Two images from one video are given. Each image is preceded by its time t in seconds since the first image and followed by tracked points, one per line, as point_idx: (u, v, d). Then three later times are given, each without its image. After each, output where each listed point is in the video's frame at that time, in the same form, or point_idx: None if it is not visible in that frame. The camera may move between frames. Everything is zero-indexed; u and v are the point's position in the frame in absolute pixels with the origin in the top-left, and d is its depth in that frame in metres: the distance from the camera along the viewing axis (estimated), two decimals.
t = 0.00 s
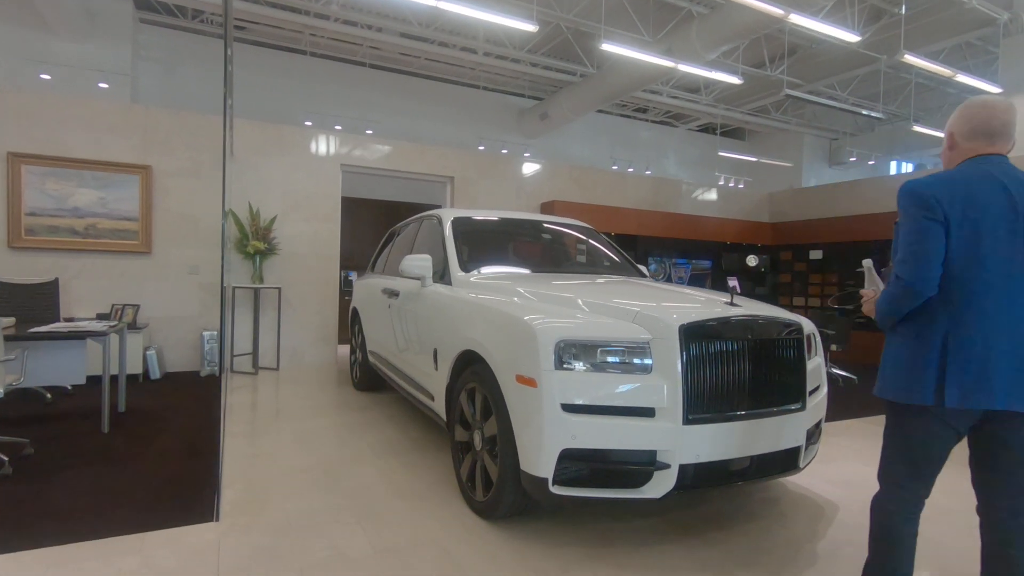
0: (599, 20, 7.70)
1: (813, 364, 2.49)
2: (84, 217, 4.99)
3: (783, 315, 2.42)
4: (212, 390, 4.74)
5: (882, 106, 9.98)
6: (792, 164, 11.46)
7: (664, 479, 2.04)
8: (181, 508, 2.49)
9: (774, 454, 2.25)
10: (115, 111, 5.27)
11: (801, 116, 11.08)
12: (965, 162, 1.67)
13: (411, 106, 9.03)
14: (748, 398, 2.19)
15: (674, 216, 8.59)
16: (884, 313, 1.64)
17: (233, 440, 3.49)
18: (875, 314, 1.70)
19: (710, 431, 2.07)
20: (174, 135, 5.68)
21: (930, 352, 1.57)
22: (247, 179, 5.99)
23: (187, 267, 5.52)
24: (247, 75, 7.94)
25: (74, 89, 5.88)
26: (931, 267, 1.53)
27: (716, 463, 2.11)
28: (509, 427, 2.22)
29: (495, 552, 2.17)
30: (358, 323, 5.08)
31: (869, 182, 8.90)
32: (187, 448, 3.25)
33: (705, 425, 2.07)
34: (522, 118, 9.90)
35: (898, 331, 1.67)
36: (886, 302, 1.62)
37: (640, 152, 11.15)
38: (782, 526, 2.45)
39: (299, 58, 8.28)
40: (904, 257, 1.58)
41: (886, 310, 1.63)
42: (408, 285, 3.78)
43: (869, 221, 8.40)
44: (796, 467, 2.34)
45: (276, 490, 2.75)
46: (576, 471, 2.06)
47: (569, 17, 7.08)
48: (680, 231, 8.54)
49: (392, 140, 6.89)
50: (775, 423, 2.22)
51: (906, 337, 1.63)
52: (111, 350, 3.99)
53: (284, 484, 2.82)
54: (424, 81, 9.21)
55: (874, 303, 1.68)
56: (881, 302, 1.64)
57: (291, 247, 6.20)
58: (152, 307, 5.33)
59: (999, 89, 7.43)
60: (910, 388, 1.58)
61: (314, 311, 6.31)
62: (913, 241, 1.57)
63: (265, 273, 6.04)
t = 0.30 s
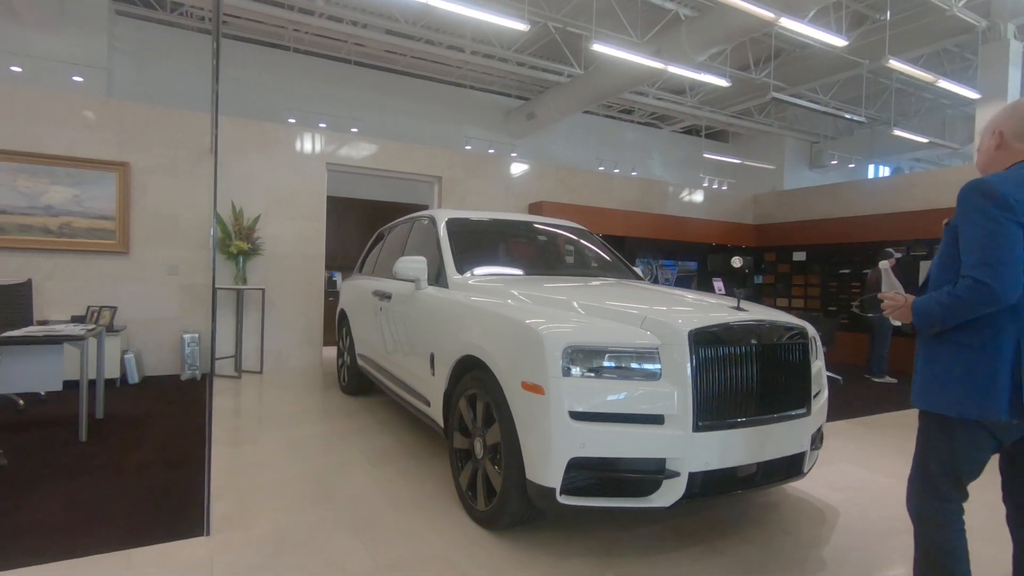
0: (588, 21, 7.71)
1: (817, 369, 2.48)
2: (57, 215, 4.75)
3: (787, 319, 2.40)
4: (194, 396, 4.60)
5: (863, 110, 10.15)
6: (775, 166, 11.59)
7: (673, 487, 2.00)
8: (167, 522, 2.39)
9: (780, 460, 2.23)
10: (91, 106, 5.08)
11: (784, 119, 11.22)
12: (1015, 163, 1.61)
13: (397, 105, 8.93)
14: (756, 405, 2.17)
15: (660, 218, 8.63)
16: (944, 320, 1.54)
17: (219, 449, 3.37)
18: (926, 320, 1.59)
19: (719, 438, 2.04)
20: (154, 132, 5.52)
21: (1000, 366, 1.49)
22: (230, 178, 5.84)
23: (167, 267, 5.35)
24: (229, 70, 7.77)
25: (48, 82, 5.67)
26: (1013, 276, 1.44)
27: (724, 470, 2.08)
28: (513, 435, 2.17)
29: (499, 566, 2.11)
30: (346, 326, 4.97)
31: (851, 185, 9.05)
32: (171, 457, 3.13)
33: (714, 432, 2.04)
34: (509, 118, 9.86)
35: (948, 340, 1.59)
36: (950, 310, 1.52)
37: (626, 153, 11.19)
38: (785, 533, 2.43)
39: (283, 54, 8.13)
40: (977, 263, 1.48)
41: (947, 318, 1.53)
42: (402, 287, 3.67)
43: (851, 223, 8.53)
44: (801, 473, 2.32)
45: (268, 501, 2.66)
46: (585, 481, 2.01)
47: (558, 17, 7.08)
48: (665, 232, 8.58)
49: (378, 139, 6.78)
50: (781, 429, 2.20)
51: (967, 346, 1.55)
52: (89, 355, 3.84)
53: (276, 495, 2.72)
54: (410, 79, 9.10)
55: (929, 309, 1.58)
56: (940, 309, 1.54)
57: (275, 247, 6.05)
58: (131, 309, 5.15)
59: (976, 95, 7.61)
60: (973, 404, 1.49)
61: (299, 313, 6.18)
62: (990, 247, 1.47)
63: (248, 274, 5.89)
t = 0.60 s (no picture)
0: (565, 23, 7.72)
1: (803, 375, 2.50)
2: (11, 214, 4.41)
3: (775, 326, 2.42)
4: (162, 404, 4.41)
5: (829, 117, 10.45)
6: (744, 170, 11.83)
7: (667, 497, 1.99)
8: (140, 542, 2.27)
9: (769, 467, 2.25)
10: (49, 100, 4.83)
11: (753, 124, 11.46)
12: (1022, 175, 1.66)
13: (371, 103, 8.79)
14: (747, 411, 2.18)
15: (635, 220, 8.69)
16: (939, 318, 1.59)
17: (191, 462, 3.23)
18: (919, 317, 1.65)
19: (713, 447, 2.05)
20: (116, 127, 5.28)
21: (999, 373, 1.55)
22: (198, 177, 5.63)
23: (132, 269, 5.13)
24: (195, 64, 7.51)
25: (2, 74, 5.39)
26: (1017, 283, 1.48)
27: (717, 479, 2.08)
28: (506, 446, 2.13)
29: None
30: (322, 330, 4.84)
31: (818, 190, 9.30)
32: (140, 472, 2.98)
33: (709, 441, 2.04)
34: (484, 119, 9.81)
35: (942, 341, 1.65)
36: (946, 310, 1.57)
37: (600, 155, 11.25)
38: (773, 538, 2.46)
39: (253, 49, 7.91)
40: (984, 268, 1.52)
41: (943, 317, 1.58)
42: (383, 292, 3.59)
43: (819, 227, 8.76)
44: (789, 479, 2.35)
45: (248, 516, 2.55)
46: (580, 492, 1.99)
47: (536, 19, 7.08)
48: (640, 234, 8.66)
49: (353, 138, 6.63)
50: (770, 437, 2.22)
51: (968, 354, 1.59)
52: (49, 363, 3.64)
53: (255, 510, 2.62)
54: (383, 78, 8.95)
55: (924, 306, 1.62)
56: (936, 308, 1.59)
57: (246, 248, 5.87)
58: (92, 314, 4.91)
59: (937, 105, 7.91)
60: (963, 404, 1.56)
61: (271, 316, 6.01)
62: (996, 256, 1.51)
63: (218, 276, 5.70)
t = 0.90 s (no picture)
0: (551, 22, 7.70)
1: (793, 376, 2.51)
2: None
3: (765, 326, 2.42)
4: (139, 409, 4.28)
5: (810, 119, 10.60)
6: (726, 171, 11.95)
7: (661, 499, 1.98)
8: (116, 554, 2.17)
9: (761, 468, 2.25)
10: (20, 94, 4.67)
11: (735, 125, 11.57)
12: (1011, 175, 1.68)
13: (354, 101, 8.68)
14: (739, 412, 2.18)
15: (620, 220, 8.71)
16: (940, 330, 1.57)
17: (169, 469, 3.13)
18: (920, 329, 1.62)
19: (705, 449, 2.03)
20: (90, 123, 5.12)
21: (993, 373, 1.55)
22: (177, 175, 5.49)
23: (106, 269, 4.98)
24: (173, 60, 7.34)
25: None
26: (1015, 287, 1.48)
27: (710, 480, 2.07)
28: (497, 449, 2.10)
29: None
30: (305, 331, 4.75)
31: (799, 190, 9.42)
32: (115, 480, 2.88)
33: (702, 443, 2.03)
34: (468, 118, 9.76)
35: (942, 351, 1.64)
36: (947, 320, 1.55)
37: (584, 155, 11.27)
38: (763, 539, 2.46)
39: (233, 45, 7.76)
40: (982, 275, 1.52)
41: (944, 327, 1.57)
42: (369, 293, 3.53)
43: (800, 227, 8.87)
44: (780, 479, 2.35)
45: (230, 525, 2.47)
46: (573, 496, 1.96)
47: (521, 19, 7.06)
48: (625, 233, 8.68)
49: (337, 137, 6.54)
50: (761, 437, 2.22)
51: (963, 355, 1.60)
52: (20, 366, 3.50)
53: (238, 518, 2.55)
54: (367, 75, 8.85)
55: (924, 317, 1.61)
56: (937, 319, 1.57)
57: (227, 248, 5.74)
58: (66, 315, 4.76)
59: (915, 108, 8.06)
60: (966, 413, 1.55)
61: (252, 317, 5.89)
62: (990, 258, 1.52)
63: (197, 276, 5.57)
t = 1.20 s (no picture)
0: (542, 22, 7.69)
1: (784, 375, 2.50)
2: None
3: (756, 325, 2.41)
4: (123, 411, 4.21)
5: (799, 119, 10.66)
6: (716, 172, 12.00)
7: (652, 501, 1.96)
8: (96, 560, 2.12)
9: (752, 469, 2.24)
10: None
11: (725, 126, 11.63)
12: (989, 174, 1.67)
13: (344, 100, 8.63)
14: (730, 412, 2.16)
15: (611, 219, 8.72)
16: (930, 339, 1.57)
17: (152, 472, 3.07)
18: (914, 341, 1.62)
19: (697, 450, 2.02)
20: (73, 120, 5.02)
21: (980, 374, 1.55)
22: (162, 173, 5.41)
23: (89, 269, 4.89)
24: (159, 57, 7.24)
25: None
26: (991, 288, 1.47)
27: (701, 481, 2.05)
28: (487, 450, 2.07)
29: None
30: (293, 332, 4.70)
31: (788, 191, 9.47)
32: (96, 484, 2.82)
33: (693, 443, 2.01)
34: (459, 118, 9.73)
35: (934, 358, 1.63)
36: (934, 330, 1.55)
37: (575, 155, 11.27)
38: (755, 540, 2.45)
39: (220, 42, 7.67)
40: (959, 281, 1.51)
41: (933, 336, 1.56)
42: (358, 293, 3.49)
43: (790, 227, 8.92)
44: (770, 479, 2.34)
45: (215, 529, 2.43)
46: (563, 498, 1.94)
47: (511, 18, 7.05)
48: (616, 233, 8.69)
49: (326, 135, 6.48)
50: (752, 438, 2.21)
51: (950, 356, 1.59)
52: None
53: (222, 522, 2.50)
54: (356, 74, 8.79)
55: (914, 328, 1.61)
56: (924, 328, 1.57)
57: (213, 248, 5.67)
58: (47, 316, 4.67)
59: (902, 109, 8.13)
60: (960, 418, 1.54)
61: (240, 318, 5.82)
62: (966, 259, 1.51)
63: (183, 276, 5.49)
